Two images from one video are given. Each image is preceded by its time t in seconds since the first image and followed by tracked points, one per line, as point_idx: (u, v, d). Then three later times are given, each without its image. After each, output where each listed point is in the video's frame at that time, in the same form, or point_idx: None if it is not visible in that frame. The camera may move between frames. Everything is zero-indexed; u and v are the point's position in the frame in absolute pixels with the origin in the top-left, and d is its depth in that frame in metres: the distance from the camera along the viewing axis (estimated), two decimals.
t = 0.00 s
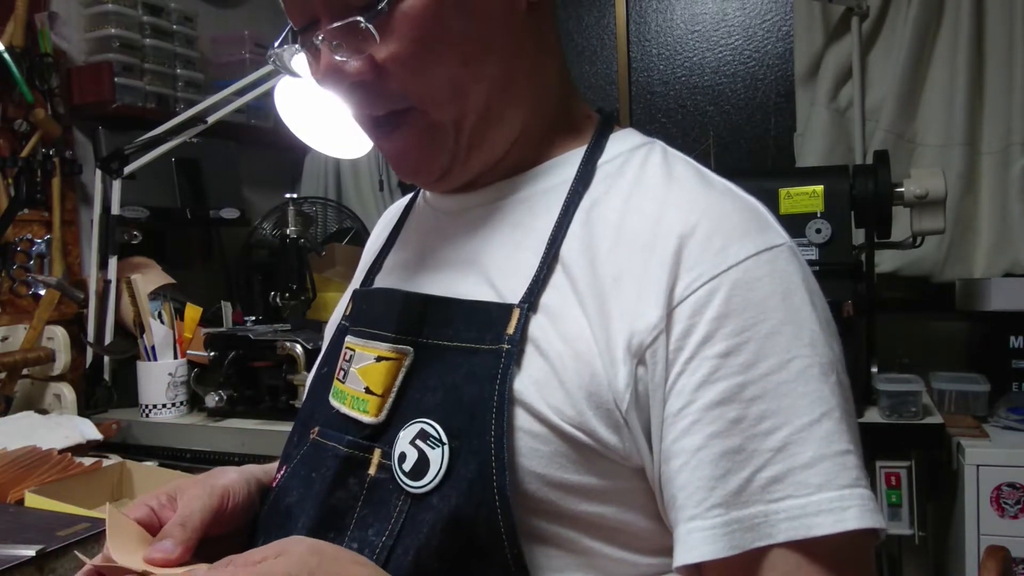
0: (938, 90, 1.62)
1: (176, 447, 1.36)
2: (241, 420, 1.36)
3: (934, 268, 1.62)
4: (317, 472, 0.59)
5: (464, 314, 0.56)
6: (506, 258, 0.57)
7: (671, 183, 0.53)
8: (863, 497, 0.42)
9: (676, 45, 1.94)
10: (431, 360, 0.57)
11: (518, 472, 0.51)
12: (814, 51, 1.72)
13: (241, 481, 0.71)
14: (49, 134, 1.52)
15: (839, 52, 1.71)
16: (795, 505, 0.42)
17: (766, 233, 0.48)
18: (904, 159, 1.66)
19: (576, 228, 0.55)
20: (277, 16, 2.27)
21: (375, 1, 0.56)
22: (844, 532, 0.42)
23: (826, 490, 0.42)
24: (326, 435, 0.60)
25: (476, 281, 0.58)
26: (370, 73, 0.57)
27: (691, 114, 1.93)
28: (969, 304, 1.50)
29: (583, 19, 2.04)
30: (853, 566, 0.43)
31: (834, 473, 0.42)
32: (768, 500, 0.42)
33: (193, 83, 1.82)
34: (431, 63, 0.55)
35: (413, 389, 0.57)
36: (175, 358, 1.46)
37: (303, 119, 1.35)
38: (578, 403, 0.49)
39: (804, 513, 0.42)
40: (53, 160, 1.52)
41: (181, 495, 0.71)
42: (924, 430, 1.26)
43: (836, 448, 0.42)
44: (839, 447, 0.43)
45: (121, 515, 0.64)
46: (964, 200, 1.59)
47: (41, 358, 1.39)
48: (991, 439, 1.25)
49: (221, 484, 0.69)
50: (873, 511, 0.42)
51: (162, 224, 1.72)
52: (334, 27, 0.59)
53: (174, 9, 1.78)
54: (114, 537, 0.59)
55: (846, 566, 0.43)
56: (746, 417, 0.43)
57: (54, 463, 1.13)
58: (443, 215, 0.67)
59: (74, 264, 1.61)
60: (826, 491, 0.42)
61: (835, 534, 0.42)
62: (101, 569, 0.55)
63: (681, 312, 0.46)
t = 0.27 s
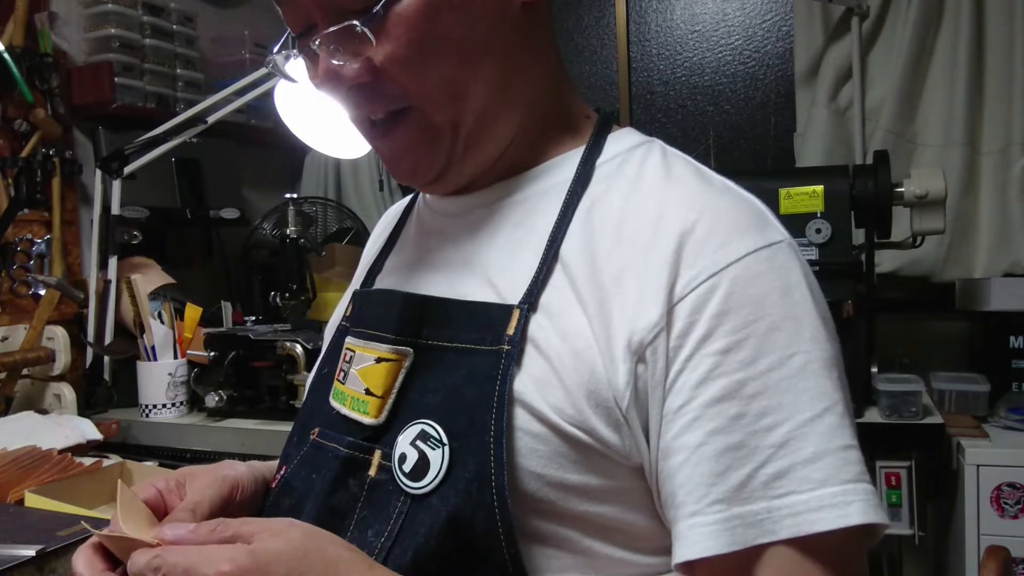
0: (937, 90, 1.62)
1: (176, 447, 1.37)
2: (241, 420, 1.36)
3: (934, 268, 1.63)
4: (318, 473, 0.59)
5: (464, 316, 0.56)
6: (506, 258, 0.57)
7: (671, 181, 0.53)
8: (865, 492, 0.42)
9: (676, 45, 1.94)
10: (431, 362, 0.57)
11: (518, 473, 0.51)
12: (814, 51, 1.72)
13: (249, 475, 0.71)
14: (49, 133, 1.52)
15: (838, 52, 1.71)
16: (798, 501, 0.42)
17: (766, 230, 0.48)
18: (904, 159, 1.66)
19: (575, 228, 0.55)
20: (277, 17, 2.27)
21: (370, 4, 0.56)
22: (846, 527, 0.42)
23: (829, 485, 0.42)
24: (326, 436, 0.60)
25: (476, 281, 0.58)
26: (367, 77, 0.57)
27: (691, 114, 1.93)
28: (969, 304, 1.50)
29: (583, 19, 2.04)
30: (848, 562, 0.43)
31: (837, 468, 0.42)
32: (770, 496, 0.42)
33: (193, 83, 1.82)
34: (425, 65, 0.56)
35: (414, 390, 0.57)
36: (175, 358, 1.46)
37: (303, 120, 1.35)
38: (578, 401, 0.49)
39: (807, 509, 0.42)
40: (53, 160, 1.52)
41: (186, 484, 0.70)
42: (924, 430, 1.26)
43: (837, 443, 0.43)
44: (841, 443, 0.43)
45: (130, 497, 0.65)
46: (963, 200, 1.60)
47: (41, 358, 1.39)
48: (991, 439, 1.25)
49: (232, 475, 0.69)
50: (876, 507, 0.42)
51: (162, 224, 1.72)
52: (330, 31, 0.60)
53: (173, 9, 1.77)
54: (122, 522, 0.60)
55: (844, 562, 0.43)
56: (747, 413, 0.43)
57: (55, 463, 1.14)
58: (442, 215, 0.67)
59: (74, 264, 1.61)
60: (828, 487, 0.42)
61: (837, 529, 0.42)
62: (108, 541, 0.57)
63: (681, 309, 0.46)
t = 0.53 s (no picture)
0: (937, 90, 1.62)
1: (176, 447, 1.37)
2: (241, 420, 1.36)
3: (934, 268, 1.63)
4: (317, 473, 0.59)
5: (462, 316, 0.56)
6: (505, 257, 0.57)
7: (669, 180, 0.53)
8: (861, 491, 0.42)
9: (676, 45, 1.94)
10: (430, 361, 0.57)
11: (515, 472, 0.51)
12: (814, 51, 1.72)
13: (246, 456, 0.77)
14: (49, 133, 1.52)
15: (838, 52, 1.71)
16: (794, 500, 0.42)
17: (763, 228, 0.48)
18: (904, 159, 1.66)
19: (573, 226, 0.55)
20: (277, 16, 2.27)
21: (356, 5, 0.57)
22: (842, 527, 0.42)
23: (826, 484, 0.42)
24: (325, 436, 0.60)
25: (474, 281, 0.58)
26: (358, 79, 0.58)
27: (691, 114, 1.93)
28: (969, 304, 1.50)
29: (584, 19, 2.04)
30: (841, 560, 0.43)
31: (833, 467, 0.42)
32: (766, 495, 0.42)
33: (193, 83, 1.82)
34: (414, 67, 0.56)
35: (412, 390, 0.57)
36: (175, 358, 1.46)
37: (303, 120, 1.35)
38: (574, 399, 0.49)
39: (803, 508, 0.42)
40: (53, 160, 1.52)
41: (190, 454, 0.74)
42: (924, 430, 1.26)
43: (834, 442, 0.42)
44: (838, 441, 0.43)
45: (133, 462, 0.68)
46: (963, 200, 1.60)
47: (40, 358, 1.39)
48: (991, 439, 1.25)
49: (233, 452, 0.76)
50: (872, 506, 0.42)
51: (162, 224, 1.72)
52: (319, 32, 0.60)
53: (173, 9, 1.77)
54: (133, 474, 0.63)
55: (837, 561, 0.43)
56: (742, 411, 0.43)
57: (55, 462, 1.14)
58: (440, 215, 0.67)
59: (74, 264, 1.61)
60: (824, 485, 0.42)
61: (833, 528, 0.42)
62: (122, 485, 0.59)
63: (677, 307, 0.46)
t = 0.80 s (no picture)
0: (937, 89, 1.62)
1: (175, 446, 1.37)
2: (241, 420, 1.37)
3: (934, 268, 1.63)
4: (311, 471, 0.59)
5: (456, 313, 0.56)
6: (501, 254, 0.57)
7: (665, 176, 0.53)
8: (858, 486, 0.42)
9: (676, 45, 1.94)
10: (423, 359, 0.57)
11: (508, 468, 0.51)
12: (814, 51, 1.72)
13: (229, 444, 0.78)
14: (49, 134, 1.52)
15: (838, 52, 1.71)
16: (790, 495, 0.42)
17: (759, 224, 0.48)
18: (904, 159, 1.66)
19: (568, 222, 0.55)
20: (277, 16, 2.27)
21: (345, 4, 0.57)
22: (838, 521, 0.41)
23: (821, 479, 0.42)
24: (319, 433, 0.60)
25: (470, 278, 0.58)
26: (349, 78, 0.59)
27: (691, 114, 1.93)
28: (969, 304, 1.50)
29: (584, 19, 2.04)
30: (839, 555, 0.43)
31: (829, 461, 0.42)
32: (761, 490, 0.42)
33: (193, 83, 1.82)
34: (404, 66, 0.56)
35: (406, 387, 0.57)
36: (175, 358, 1.46)
37: (303, 120, 1.35)
38: (568, 394, 0.49)
39: (799, 503, 0.42)
40: (53, 160, 1.52)
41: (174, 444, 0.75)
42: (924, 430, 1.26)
43: (830, 437, 0.42)
44: (834, 436, 0.43)
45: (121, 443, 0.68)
46: (963, 200, 1.60)
47: (40, 358, 1.39)
48: (991, 440, 1.25)
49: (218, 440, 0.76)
50: (870, 501, 0.42)
51: (161, 224, 1.72)
52: (309, 31, 0.61)
53: (173, 9, 1.77)
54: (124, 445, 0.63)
55: (833, 557, 0.43)
56: (738, 407, 0.43)
57: (54, 462, 1.13)
58: (437, 213, 0.67)
59: (74, 264, 1.61)
60: (820, 480, 0.42)
61: (829, 523, 0.41)
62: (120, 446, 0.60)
63: (672, 303, 0.46)
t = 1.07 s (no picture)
0: (937, 89, 1.62)
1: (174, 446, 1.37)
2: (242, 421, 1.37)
3: (934, 268, 1.63)
4: (306, 469, 0.59)
5: (449, 310, 0.56)
6: (496, 252, 0.57)
7: (660, 174, 0.53)
8: (855, 482, 0.42)
9: (676, 45, 1.94)
10: (418, 356, 0.57)
11: (501, 465, 0.51)
12: (814, 51, 1.72)
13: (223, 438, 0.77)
14: (50, 134, 1.52)
15: (838, 52, 1.71)
16: (787, 491, 0.42)
17: (754, 221, 0.48)
18: (903, 159, 1.66)
19: (564, 219, 0.55)
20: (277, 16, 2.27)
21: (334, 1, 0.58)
22: (835, 517, 0.41)
23: (817, 475, 0.42)
24: (313, 432, 0.60)
25: (465, 276, 0.58)
26: (339, 76, 0.58)
27: (691, 114, 1.93)
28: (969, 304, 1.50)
29: (584, 19, 2.04)
30: (837, 552, 0.43)
31: (825, 457, 0.42)
32: (758, 486, 0.42)
33: (193, 83, 1.82)
34: (394, 64, 0.56)
35: (400, 384, 0.57)
36: (175, 358, 1.46)
37: (303, 120, 1.35)
38: (564, 391, 0.49)
39: (795, 499, 0.42)
40: (53, 160, 1.52)
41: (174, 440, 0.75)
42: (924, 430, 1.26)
43: (825, 433, 0.43)
44: (830, 432, 0.43)
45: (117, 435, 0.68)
46: (963, 200, 1.60)
47: (40, 359, 1.39)
48: (991, 439, 1.25)
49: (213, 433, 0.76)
50: (866, 497, 0.42)
51: (161, 224, 1.71)
52: (302, 29, 0.61)
53: (173, 9, 1.77)
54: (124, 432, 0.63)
55: (831, 554, 0.43)
56: (733, 403, 0.43)
57: (54, 462, 1.13)
58: (432, 211, 0.67)
59: (74, 264, 1.61)
60: (816, 476, 0.42)
61: (825, 519, 0.41)
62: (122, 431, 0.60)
63: (667, 300, 0.46)
